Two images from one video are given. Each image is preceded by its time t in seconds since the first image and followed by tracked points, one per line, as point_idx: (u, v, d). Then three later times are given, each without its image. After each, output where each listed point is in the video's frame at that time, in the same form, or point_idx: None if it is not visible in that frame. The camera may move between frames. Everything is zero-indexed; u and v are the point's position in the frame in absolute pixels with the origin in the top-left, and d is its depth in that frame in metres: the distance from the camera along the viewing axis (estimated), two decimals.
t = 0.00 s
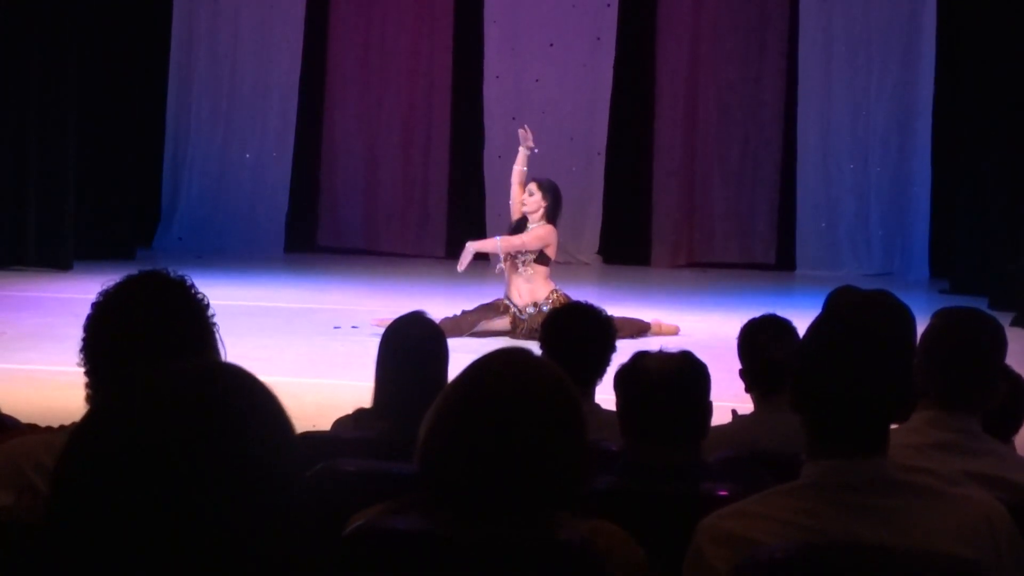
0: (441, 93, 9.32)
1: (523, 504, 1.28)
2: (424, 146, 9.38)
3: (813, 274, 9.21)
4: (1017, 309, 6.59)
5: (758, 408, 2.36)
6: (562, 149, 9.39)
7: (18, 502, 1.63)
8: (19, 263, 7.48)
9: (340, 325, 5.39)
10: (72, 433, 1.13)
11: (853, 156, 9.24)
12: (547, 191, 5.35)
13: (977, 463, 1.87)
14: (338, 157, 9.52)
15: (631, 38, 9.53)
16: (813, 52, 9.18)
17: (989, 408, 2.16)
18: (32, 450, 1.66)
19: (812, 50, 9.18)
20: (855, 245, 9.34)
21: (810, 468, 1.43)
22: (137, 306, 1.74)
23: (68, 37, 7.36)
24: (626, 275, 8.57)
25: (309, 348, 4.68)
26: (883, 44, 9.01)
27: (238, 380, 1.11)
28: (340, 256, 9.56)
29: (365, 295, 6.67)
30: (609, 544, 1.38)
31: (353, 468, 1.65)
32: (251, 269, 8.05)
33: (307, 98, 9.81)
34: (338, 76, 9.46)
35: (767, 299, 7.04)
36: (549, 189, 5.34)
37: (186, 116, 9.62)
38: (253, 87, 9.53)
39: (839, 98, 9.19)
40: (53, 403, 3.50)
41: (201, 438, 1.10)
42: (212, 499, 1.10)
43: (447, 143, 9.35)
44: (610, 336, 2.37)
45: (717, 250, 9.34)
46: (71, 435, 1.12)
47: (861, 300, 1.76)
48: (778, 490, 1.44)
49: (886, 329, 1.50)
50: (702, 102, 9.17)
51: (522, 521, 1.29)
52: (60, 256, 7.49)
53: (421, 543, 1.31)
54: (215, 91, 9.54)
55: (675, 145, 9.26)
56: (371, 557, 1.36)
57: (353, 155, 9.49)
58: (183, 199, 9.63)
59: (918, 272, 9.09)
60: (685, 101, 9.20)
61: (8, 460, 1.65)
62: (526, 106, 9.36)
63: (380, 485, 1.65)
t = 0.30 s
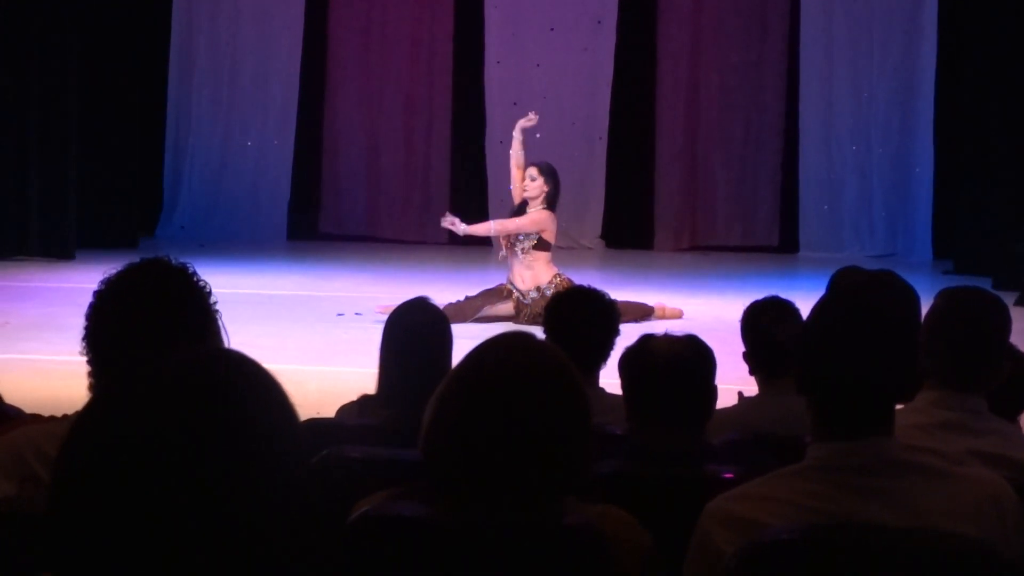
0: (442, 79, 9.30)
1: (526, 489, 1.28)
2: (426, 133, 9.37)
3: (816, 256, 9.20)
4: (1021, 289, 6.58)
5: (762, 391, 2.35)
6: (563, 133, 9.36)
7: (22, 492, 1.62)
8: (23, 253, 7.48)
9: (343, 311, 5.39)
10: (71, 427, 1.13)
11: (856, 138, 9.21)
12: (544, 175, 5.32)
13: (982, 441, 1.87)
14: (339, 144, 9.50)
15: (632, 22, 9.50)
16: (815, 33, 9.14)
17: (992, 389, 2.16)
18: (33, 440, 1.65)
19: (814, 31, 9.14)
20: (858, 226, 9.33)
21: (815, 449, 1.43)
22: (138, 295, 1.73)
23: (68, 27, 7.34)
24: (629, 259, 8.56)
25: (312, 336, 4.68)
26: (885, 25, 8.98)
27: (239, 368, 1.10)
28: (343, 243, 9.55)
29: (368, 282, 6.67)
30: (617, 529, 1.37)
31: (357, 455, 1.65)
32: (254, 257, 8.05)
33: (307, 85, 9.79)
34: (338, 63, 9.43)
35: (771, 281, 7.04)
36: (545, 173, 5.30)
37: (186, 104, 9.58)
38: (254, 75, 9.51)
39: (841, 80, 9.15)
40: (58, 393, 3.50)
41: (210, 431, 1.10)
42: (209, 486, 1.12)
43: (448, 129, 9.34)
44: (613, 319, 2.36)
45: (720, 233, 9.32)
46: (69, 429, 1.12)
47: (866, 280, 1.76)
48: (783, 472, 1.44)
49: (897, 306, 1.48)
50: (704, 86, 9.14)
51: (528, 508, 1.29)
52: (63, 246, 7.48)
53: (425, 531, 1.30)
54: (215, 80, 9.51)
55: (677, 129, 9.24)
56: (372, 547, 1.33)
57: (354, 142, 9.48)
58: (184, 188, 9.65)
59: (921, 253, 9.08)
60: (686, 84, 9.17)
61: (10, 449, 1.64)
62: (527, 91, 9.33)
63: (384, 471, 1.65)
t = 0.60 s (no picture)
0: (442, 89, 9.33)
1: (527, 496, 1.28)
2: (426, 143, 9.39)
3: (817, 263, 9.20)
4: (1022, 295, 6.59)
5: (764, 400, 2.35)
6: (564, 143, 9.38)
7: (22, 504, 1.62)
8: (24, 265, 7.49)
9: (344, 322, 5.39)
10: (79, 431, 1.18)
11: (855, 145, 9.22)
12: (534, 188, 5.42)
13: (985, 448, 1.85)
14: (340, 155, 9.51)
15: (631, 31, 9.51)
16: (814, 41, 9.16)
17: (993, 395, 2.16)
18: (33, 451, 1.65)
19: (813, 39, 9.16)
20: (859, 234, 9.33)
21: (817, 456, 1.43)
22: (138, 306, 1.73)
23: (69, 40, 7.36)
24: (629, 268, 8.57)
25: (314, 346, 4.69)
26: (884, 32, 9.00)
27: (240, 376, 1.13)
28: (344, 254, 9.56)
29: (369, 292, 6.68)
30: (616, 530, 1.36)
31: (360, 466, 1.66)
32: (255, 268, 8.05)
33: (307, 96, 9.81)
34: (338, 74, 9.45)
35: (772, 288, 7.05)
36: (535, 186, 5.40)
37: (186, 115, 9.56)
38: (254, 86, 9.53)
39: (840, 87, 9.17)
40: (58, 405, 3.50)
41: (221, 445, 1.13)
42: (219, 495, 1.13)
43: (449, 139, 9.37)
44: (614, 328, 2.36)
45: (721, 241, 9.32)
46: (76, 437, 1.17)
47: (864, 286, 1.76)
48: (785, 478, 1.44)
49: (894, 314, 1.49)
50: (704, 94, 9.15)
51: (531, 513, 1.29)
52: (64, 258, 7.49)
53: (428, 539, 1.29)
54: (216, 91, 9.52)
55: (677, 137, 9.25)
56: (372, 559, 1.32)
57: (355, 153, 9.49)
58: (186, 200, 9.59)
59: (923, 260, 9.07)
60: (686, 93, 9.19)
61: (12, 462, 1.64)
62: (527, 101, 9.35)
63: (386, 482, 1.65)
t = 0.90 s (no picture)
0: (436, 115, 9.36)
1: (522, 528, 1.27)
2: (421, 169, 9.41)
3: (813, 287, 9.20)
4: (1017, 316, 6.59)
5: (760, 424, 2.35)
6: (558, 169, 9.40)
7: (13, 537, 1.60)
8: (18, 296, 7.46)
9: (340, 350, 5.39)
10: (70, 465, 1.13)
11: (849, 168, 9.23)
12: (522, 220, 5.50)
13: (979, 472, 1.84)
14: (335, 183, 9.53)
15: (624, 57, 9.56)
16: (806, 64, 9.18)
17: (989, 419, 2.16)
18: (29, 484, 1.65)
19: (806, 62, 9.19)
20: (854, 257, 9.33)
21: (813, 482, 1.42)
22: (134, 334, 1.74)
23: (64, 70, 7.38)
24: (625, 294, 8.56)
25: (309, 375, 4.67)
26: (875, 56, 9.06)
27: (237, 410, 1.10)
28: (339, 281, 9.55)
29: (365, 320, 6.68)
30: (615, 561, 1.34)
31: (354, 496, 1.65)
32: (250, 297, 8.04)
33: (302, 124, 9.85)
34: (333, 101, 9.49)
35: (767, 313, 7.06)
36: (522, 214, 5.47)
37: (181, 143, 9.58)
38: (249, 115, 9.56)
39: (834, 110, 9.19)
40: (51, 437, 3.48)
41: (217, 482, 1.09)
42: (222, 534, 1.10)
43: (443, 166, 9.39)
44: (611, 356, 2.37)
45: (717, 266, 9.32)
46: (66, 471, 1.12)
47: (856, 311, 1.75)
48: (782, 506, 1.43)
49: (889, 340, 1.48)
50: (697, 118, 9.19)
51: (525, 547, 1.29)
52: (57, 288, 7.47)
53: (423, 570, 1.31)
54: (210, 120, 9.56)
55: (671, 162, 9.28)
56: None
57: (350, 180, 9.51)
58: (181, 228, 9.62)
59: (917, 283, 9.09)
60: (680, 117, 9.22)
61: (6, 496, 1.64)
62: (521, 127, 9.38)
63: (380, 512, 1.64)
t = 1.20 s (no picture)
0: (432, 127, 9.38)
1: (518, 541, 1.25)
2: (416, 181, 9.42)
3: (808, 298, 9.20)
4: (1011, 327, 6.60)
5: (753, 436, 2.35)
6: (553, 180, 9.42)
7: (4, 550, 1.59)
8: (12, 308, 7.45)
9: (334, 362, 5.39)
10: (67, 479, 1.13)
11: (843, 180, 9.26)
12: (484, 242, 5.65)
13: (973, 482, 1.85)
14: (330, 195, 9.53)
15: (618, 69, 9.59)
16: (800, 76, 9.23)
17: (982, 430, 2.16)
18: (24, 495, 1.64)
19: (800, 74, 9.23)
20: (849, 269, 9.33)
21: (808, 493, 1.42)
22: (129, 343, 1.74)
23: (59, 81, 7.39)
24: (620, 305, 8.55)
25: (304, 387, 4.66)
26: (869, 67, 9.10)
27: (227, 424, 1.10)
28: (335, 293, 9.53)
29: (360, 332, 6.68)
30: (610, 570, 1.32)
31: (348, 508, 1.65)
32: (244, 309, 8.04)
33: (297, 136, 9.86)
34: (328, 113, 9.51)
35: (761, 324, 7.08)
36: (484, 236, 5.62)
37: (176, 156, 9.60)
38: (244, 127, 9.57)
39: (828, 122, 9.23)
40: (44, 450, 3.47)
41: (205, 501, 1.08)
42: (219, 544, 1.08)
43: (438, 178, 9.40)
44: (606, 368, 2.37)
45: (712, 277, 9.31)
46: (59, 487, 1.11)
47: (850, 322, 1.76)
48: (777, 517, 1.43)
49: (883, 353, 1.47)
50: (692, 129, 9.22)
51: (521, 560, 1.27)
52: (52, 299, 7.46)
53: None
54: (205, 133, 9.58)
55: (666, 173, 9.29)
56: None
57: (345, 192, 9.52)
58: (175, 239, 9.63)
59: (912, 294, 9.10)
60: (674, 129, 9.25)
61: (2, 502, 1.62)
62: (516, 138, 9.40)
63: (374, 524, 1.64)
